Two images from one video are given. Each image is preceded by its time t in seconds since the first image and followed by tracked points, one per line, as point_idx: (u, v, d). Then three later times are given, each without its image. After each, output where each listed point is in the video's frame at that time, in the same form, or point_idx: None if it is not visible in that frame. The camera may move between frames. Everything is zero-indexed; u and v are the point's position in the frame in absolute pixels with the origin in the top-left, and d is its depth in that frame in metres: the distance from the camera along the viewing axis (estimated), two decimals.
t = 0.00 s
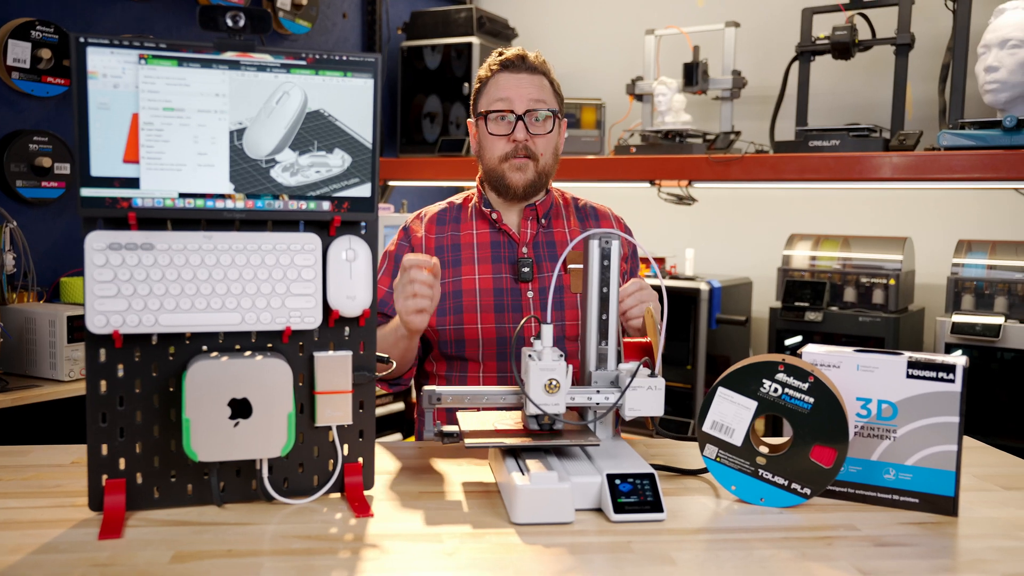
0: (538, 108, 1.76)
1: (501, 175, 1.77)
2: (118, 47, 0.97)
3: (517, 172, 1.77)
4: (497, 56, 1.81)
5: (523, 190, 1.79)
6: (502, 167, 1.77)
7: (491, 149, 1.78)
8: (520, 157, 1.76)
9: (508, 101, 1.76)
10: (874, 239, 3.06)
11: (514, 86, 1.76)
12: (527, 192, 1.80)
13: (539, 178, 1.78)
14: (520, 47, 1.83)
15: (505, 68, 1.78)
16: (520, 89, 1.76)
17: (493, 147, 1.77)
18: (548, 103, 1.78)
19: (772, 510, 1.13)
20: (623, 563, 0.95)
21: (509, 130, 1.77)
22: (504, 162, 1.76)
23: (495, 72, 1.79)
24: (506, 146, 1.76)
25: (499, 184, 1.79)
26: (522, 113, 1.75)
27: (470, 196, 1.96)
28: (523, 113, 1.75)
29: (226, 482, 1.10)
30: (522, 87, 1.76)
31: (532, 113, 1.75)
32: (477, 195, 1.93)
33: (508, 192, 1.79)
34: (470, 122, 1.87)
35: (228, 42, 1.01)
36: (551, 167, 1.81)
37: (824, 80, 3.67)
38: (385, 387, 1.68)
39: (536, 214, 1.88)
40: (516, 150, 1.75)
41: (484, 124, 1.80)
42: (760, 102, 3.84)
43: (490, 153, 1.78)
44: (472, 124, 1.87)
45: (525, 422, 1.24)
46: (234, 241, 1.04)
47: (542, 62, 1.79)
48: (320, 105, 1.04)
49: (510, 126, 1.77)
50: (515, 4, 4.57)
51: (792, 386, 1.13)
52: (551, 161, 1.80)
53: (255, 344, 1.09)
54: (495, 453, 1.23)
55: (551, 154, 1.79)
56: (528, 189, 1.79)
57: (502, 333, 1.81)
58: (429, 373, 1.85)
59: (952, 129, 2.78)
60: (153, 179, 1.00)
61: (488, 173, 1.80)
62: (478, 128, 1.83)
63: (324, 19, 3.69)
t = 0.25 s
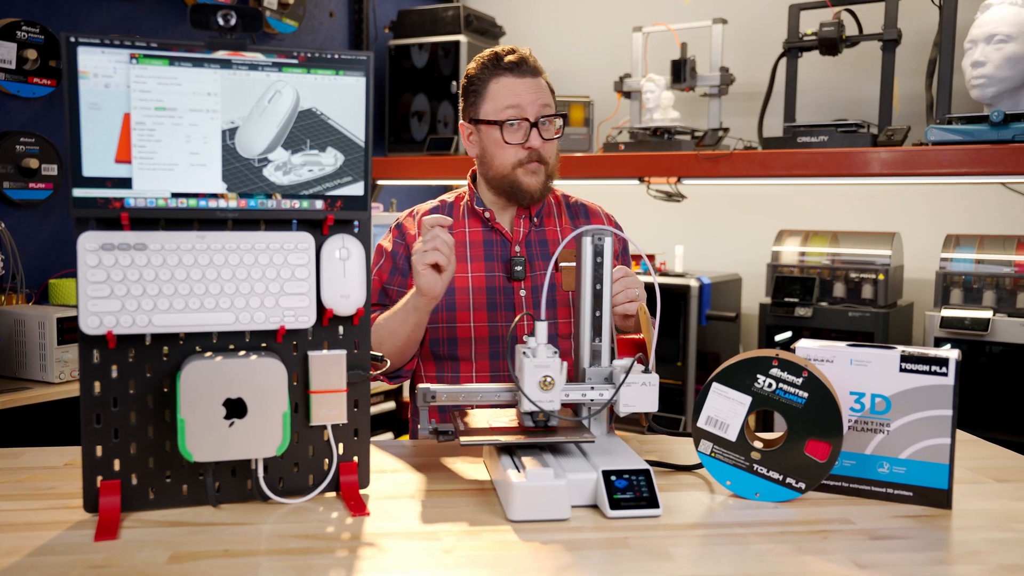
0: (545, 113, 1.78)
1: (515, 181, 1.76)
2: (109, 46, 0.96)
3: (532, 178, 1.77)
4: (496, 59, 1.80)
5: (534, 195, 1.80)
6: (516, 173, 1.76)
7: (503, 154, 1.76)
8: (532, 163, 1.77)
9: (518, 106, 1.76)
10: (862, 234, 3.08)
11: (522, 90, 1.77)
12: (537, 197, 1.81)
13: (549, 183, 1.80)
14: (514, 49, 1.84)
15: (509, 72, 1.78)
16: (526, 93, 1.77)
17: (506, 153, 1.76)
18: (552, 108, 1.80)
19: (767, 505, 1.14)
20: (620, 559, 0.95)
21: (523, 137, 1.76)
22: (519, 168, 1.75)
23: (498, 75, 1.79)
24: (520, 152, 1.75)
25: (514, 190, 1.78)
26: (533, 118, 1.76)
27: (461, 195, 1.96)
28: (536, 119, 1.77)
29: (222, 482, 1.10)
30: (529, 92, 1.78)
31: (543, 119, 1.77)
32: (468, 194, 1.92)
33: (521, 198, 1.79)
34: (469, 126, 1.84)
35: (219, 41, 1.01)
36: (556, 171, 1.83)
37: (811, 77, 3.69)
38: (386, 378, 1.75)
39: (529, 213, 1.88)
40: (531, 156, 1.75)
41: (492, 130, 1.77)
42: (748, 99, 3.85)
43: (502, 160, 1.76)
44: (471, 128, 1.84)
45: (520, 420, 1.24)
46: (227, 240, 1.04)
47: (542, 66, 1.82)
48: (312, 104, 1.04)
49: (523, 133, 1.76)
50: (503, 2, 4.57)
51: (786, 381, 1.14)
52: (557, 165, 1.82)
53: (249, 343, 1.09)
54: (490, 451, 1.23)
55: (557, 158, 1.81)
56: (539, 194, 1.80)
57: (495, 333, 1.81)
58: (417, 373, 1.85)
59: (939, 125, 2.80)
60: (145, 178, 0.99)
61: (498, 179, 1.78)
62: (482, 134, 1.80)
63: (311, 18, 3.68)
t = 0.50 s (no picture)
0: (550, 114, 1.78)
1: (520, 182, 1.77)
2: (112, 47, 0.96)
3: (535, 180, 1.77)
4: (501, 60, 1.80)
5: (539, 197, 1.80)
6: (520, 174, 1.76)
7: (508, 156, 1.76)
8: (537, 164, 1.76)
9: (524, 108, 1.76)
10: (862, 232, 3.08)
11: (527, 91, 1.77)
12: (541, 198, 1.81)
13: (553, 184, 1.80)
14: (519, 49, 1.83)
15: (513, 74, 1.78)
16: (531, 94, 1.77)
17: (511, 154, 1.76)
18: (556, 109, 1.80)
19: (773, 503, 1.14)
20: (627, 559, 0.95)
21: (529, 138, 1.75)
22: (524, 169, 1.75)
23: (502, 77, 1.79)
24: (525, 153, 1.75)
25: (517, 192, 1.78)
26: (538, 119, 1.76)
27: (465, 196, 1.96)
28: (541, 120, 1.75)
29: (226, 483, 1.10)
30: (534, 93, 1.77)
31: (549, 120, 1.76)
32: (472, 195, 1.92)
33: (526, 199, 1.79)
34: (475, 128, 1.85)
35: (223, 42, 1.00)
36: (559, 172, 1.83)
37: (810, 76, 3.69)
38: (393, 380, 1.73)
39: (534, 213, 1.88)
40: (536, 158, 1.75)
41: (497, 132, 1.78)
42: (747, 98, 3.85)
43: (507, 160, 1.76)
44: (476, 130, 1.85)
45: (523, 420, 1.24)
46: (231, 241, 1.03)
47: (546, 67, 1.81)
48: (316, 104, 1.04)
49: (528, 133, 1.75)
50: (501, 3, 4.57)
51: (791, 379, 1.13)
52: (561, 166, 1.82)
53: (253, 345, 1.09)
54: (494, 451, 1.23)
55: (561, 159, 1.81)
56: (544, 196, 1.80)
57: (502, 333, 1.81)
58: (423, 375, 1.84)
59: (938, 123, 2.80)
60: (149, 179, 0.99)
61: (502, 180, 1.79)
62: (487, 135, 1.80)
63: (309, 19, 3.67)
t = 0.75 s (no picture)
0: (547, 114, 1.78)
1: (516, 182, 1.76)
2: (110, 47, 0.96)
3: (533, 179, 1.76)
4: (499, 59, 1.80)
5: (536, 197, 1.80)
6: (517, 174, 1.76)
7: (505, 155, 1.76)
8: (534, 163, 1.76)
9: (521, 107, 1.76)
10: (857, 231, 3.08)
11: (525, 90, 1.76)
12: (538, 198, 1.81)
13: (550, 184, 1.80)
14: (518, 48, 1.83)
15: (511, 73, 1.78)
16: (529, 93, 1.77)
17: (508, 154, 1.76)
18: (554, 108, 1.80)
19: (774, 502, 1.14)
20: (629, 558, 0.95)
21: (526, 137, 1.76)
22: (521, 169, 1.75)
23: (500, 75, 1.79)
24: (522, 153, 1.75)
25: (513, 191, 1.77)
26: (536, 119, 1.76)
27: (463, 195, 1.96)
28: (538, 119, 1.76)
29: (226, 485, 1.09)
30: (532, 92, 1.77)
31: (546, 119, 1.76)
32: (471, 195, 1.92)
33: (523, 199, 1.79)
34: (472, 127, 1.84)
35: (222, 41, 1.00)
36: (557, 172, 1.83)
37: (805, 75, 3.70)
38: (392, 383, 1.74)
39: (532, 213, 1.88)
40: (533, 157, 1.75)
41: (495, 131, 1.77)
42: (742, 97, 3.85)
43: (504, 160, 1.76)
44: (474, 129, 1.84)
45: (517, 420, 1.23)
46: (230, 241, 1.03)
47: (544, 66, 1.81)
48: (315, 103, 1.04)
49: (526, 132, 1.76)
50: (496, 2, 4.57)
51: (791, 378, 1.13)
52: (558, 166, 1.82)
53: (252, 345, 1.08)
54: (494, 451, 1.22)
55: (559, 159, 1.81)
56: (540, 196, 1.80)
57: (501, 333, 1.81)
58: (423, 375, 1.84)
59: (933, 121, 2.80)
60: (147, 180, 0.98)
61: (499, 179, 1.78)
62: (485, 134, 1.80)
63: (304, 19, 3.67)
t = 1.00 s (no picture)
0: (531, 106, 1.76)
1: (497, 175, 1.77)
2: (106, 48, 0.95)
3: (514, 172, 1.77)
4: (486, 54, 1.80)
5: (519, 190, 1.80)
6: (498, 167, 1.77)
7: (486, 149, 1.77)
8: (515, 156, 1.76)
9: (502, 99, 1.76)
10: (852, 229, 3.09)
11: (507, 83, 1.76)
12: (523, 191, 1.80)
13: (534, 177, 1.79)
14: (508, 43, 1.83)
15: (496, 66, 1.78)
16: (512, 87, 1.76)
17: (489, 147, 1.77)
18: (541, 101, 1.78)
19: (774, 501, 1.13)
20: (631, 558, 0.94)
21: (505, 129, 1.77)
22: (501, 162, 1.76)
23: (486, 70, 1.79)
24: (502, 146, 1.75)
25: (495, 185, 1.78)
26: (517, 111, 1.76)
27: (459, 196, 1.95)
28: (518, 111, 1.76)
29: (225, 488, 1.08)
30: (515, 85, 1.76)
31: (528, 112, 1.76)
32: (467, 194, 1.92)
33: (505, 192, 1.79)
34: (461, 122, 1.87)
35: (218, 42, 0.99)
36: (545, 165, 1.81)
37: (798, 74, 3.70)
38: (382, 391, 1.77)
39: (528, 213, 1.88)
40: (512, 150, 1.75)
41: (477, 125, 1.79)
42: (736, 96, 3.86)
43: (485, 153, 1.77)
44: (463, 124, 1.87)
45: (523, 421, 1.23)
46: (228, 243, 1.02)
47: (532, 60, 1.80)
48: (312, 104, 1.03)
49: (505, 124, 1.77)
50: (488, 3, 4.56)
51: (791, 376, 1.13)
52: (546, 159, 1.80)
53: (250, 348, 1.08)
54: (494, 453, 1.22)
55: (546, 152, 1.79)
56: (524, 189, 1.80)
57: (497, 335, 1.80)
58: (421, 379, 1.84)
59: (927, 119, 2.80)
60: (144, 182, 0.98)
61: (482, 173, 1.80)
62: (470, 128, 1.82)
63: (297, 20, 3.66)
